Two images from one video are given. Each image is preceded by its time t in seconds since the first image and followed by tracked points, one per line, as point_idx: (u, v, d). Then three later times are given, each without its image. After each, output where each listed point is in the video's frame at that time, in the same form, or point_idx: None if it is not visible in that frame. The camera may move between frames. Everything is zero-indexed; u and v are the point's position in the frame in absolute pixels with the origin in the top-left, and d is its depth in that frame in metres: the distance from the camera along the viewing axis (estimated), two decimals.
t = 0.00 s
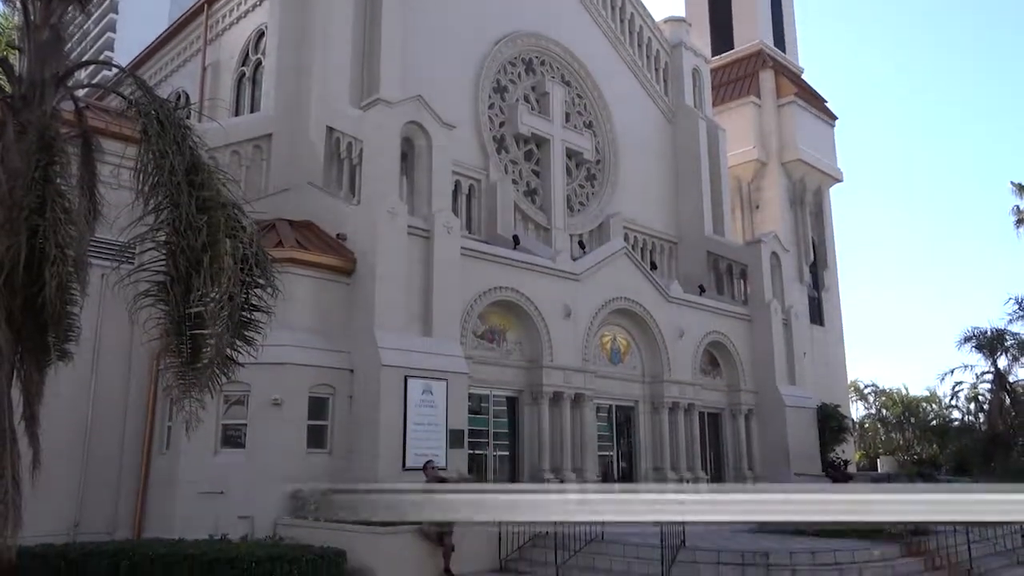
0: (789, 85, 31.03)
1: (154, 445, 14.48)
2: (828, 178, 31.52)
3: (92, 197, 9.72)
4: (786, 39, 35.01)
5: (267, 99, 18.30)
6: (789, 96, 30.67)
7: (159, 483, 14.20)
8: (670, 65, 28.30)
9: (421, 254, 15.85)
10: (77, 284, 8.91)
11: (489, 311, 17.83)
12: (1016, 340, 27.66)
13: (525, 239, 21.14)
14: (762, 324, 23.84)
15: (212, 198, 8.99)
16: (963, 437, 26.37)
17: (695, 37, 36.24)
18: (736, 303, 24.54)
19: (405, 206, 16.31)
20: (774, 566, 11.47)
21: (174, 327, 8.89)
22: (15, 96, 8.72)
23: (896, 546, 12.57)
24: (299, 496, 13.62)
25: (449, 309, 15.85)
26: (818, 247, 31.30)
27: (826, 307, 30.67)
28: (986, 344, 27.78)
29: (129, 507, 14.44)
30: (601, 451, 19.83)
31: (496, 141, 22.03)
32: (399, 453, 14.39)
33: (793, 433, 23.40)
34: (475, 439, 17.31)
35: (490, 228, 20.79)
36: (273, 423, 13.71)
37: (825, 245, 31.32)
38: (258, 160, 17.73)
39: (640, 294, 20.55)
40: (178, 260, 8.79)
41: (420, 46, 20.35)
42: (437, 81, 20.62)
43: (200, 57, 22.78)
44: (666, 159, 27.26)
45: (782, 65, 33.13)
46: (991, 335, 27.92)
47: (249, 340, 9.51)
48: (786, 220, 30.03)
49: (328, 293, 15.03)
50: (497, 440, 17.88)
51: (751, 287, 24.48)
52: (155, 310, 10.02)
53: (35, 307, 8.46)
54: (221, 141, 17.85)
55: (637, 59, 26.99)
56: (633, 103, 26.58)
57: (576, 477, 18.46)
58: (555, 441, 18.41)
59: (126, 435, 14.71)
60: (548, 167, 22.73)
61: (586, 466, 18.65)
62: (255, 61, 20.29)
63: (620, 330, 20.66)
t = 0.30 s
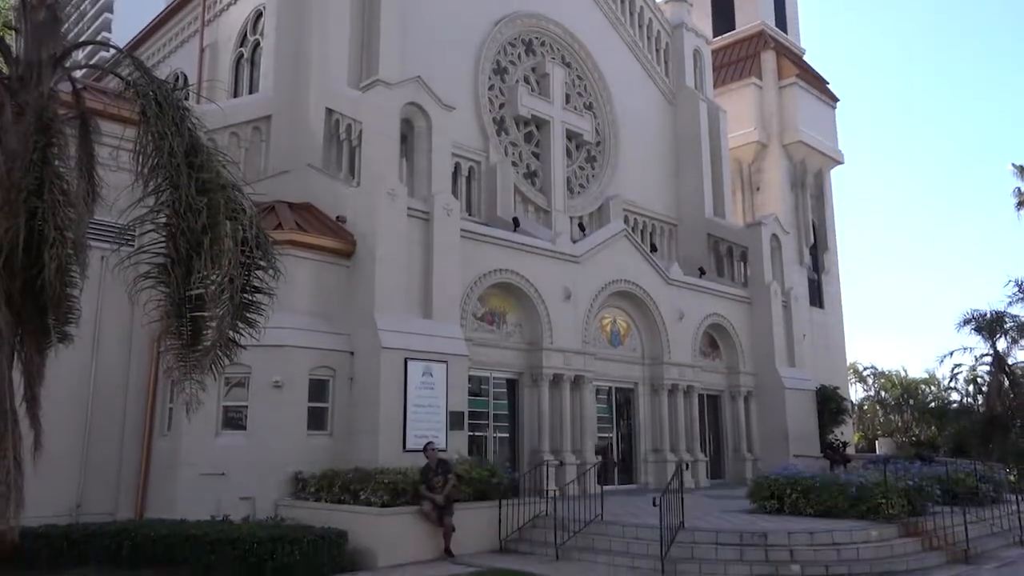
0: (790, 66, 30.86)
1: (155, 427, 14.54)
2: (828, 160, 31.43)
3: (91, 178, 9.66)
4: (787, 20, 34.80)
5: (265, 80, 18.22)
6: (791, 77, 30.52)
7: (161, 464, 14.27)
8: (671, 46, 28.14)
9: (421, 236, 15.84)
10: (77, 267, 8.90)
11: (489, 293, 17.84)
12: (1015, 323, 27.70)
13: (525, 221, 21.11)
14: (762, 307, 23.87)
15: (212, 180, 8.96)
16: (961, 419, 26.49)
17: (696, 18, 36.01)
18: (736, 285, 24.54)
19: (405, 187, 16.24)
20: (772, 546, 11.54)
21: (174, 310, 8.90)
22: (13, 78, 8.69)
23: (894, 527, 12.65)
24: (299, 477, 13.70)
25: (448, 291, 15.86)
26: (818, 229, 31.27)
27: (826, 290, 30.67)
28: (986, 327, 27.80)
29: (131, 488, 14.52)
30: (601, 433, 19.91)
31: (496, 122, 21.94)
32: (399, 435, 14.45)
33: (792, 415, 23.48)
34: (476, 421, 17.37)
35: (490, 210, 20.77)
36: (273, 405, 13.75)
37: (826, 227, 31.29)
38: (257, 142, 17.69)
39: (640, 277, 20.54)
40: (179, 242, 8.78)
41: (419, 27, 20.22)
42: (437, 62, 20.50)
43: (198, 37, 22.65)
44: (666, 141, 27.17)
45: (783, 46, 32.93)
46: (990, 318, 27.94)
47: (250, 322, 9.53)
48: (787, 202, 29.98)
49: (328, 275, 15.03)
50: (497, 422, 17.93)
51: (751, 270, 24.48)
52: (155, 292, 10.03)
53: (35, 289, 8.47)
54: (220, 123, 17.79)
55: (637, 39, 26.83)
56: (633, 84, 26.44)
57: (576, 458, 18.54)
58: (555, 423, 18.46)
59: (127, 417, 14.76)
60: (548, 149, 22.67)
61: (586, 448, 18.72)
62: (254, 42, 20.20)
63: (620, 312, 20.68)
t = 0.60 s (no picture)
0: (792, 52, 30.73)
1: (155, 414, 14.60)
2: (829, 146, 31.35)
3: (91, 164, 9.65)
4: (789, 6, 34.65)
5: (264, 66, 18.18)
6: (792, 63, 30.40)
7: (161, 451, 14.33)
8: (672, 32, 28.00)
9: (420, 223, 15.82)
10: (77, 253, 8.90)
11: (489, 281, 17.84)
12: (1015, 309, 27.69)
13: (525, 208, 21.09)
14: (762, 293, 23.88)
15: (212, 166, 8.94)
16: (960, 405, 26.54)
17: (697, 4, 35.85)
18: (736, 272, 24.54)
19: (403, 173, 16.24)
20: (771, 532, 11.58)
21: (175, 296, 8.90)
22: (11, 63, 8.65)
23: (892, 512, 12.68)
24: (300, 463, 13.75)
25: (448, 278, 15.86)
26: (818, 216, 31.23)
27: (826, 276, 30.66)
28: (985, 313, 27.81)
29: (132, 474, 14.59)
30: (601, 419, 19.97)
31: (496, 109, 21.88)
32: (400, 421, 14.48)
33: (791, 402, 23.53)
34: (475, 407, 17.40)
35: (490, 197, 20.76)
36: (274, 391, 13.77)
37: (826, 214, 31.25)
38: (256, 129, 17.68)
39: (640, 263, 20.53)
40: (179, 229, 8.76)
41: (419, 13, 20.11)
42: (436, 48, 20.41)
43: (197, 23, 22.57)
44: (667, 127, 27.09)
45: (785, 32, 32.77)
46: (990, 305, 27.95)
47: (251, 308, 9.53)
48: (787, 189, 29.93)
49: (327, 262, 15.03)
50: (497, 409, 17.97)
51: (751, 257, 24.46)
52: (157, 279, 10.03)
53: (35, 275, 8.47)
54: (219, 110, 17.78)
55: (638, 25, 26.68)
56: (634, 70, 26.34)
57: (576, 444, 18.59)
58: (556, 408, 18.53)
59: (127, 403, 14.81)
60: (548, 135, 22.61)
61: (586, 434, 18.78)
62: (252, 28, 20.16)
63: (619, 299, 20.67)
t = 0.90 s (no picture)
0: (793, 41, 30.63)
1: (156, 402, 14.64)
2: (830, 135, 31.29)
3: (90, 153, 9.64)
4: None
5: (263, 54, 18.13)
6: (793, 52, 30.30)
7: (162, 439, 14.37)
8: (673, 19, 27.89)
9: (420, 212, 15.81)
10: (77, 242, 8.89)
11: (489, 270, 17.83)
12: (1015, 298, 27.70)
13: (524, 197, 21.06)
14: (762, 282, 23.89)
15: (212, 154, 8.93)
16: (959, 394, 26.58)
17: None
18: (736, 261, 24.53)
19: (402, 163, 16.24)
20: (770, 520, 11.64)
21: (175, 286, 8.89)
22: (9, 51, 8.62)
23: (891, 500, 12.73)
24: (301, 452, 13.77)
25: (448, 267, 15.86)
26: (819, 205, 31.20)
27: (826, 265, 30.65)
28: (985, 302, 27.83)
29: (133, 462, 14.63)
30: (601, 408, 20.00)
31: (496, 97, 21.81)
32: (400, 410, 14.51)
33: (791, 391, 23.57)
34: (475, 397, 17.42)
35: (490, 186, 20.74)
36: (274, 381, 13.79)
37: (826, 203, 31.22)
38: (256, 117, 17.65)
39: (640, 252, 20.53)
40: (179, 218, 8.75)
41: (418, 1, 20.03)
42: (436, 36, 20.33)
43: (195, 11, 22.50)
44: (667, 115, 27.02)
45: (786, 20, 32.65)
46: (990, 293, 27.96)
47: (252, 298, 9.52)
48: (788, 178, 29.88)
49: (327, 251, 15.02)
50: (497, 398, 18.00)
51: (751, 246, 24.46)
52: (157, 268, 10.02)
53: (34, 264, 8.47)
54: (218, 98, 17.78)
55: (638, 13, 26.58)
56: (635, 58, 26.24)
57: (576, 433, 18.63)
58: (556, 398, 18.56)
59: (128, 393, 14.84)
60: (549, 124, 22.56)
61: (586, 423, 18.82)
62: (251, 16, 20.17)
63: (619, 288, 20.67)
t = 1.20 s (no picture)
0: (794, 28, 30.49)
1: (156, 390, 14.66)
2: (831, 123, 31.20)
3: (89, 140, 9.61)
4: None
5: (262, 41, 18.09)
6: (794, 39, 30.17)
7: (163, 427, 14.39)
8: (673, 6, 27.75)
9: (420, 200, 15.79)
10: (76, 231, 8.88)
11: (489, 258, 17.82)
12: (1015, 286, 27.68)
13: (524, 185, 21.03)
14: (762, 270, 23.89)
15: (211, 142, 8.91)
16: (958, 382, 26.60)
17: None
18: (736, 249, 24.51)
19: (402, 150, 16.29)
20: (770, 507, 11.68)
21: (175, 273, 8.88)
22: (6, 38, 8.59)
23: (890, 488, 12.76)
24: (301, 439, 13.77)
25: (448, 255, 15.84)
26: (819, 193, 31.16)
27: (827, 253, 30.64)
28: (985, 290, 27.83)
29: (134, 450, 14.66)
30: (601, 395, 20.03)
31: (496, 85, 21.73)
32: (400, 398, 14.52)
33: (790, 378, 23.61)
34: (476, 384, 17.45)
35: (490, 174, 20.72)
36: (274, 368, 13.81)
37: (827, 191, 31.18)
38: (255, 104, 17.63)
39: (641, 240, 20.51)
40: (179, 206, 8.74)
41: None
42: (436, 23, 20.25)
43: None
44: (668, 102, 26.94)
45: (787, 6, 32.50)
46: (990, 281, 27.95)
47: (252, 286, 9.50)
48: (788, 166, 29.82)
49: (327, 239, 15.02)
50: (497, 385, 18.02)
51: (751, 234, 24.43)
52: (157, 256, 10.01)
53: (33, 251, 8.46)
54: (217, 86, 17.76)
55: None
56: (635, 45, 26.14)
57: (576, 421, 18.67)
58: (556, 385, 18.60)
59: (128, 380, 14.87)
60: (549, 112, 22.49)
61: (586, 411, 18.85)
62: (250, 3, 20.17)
63: (619, 275, 20.66)
